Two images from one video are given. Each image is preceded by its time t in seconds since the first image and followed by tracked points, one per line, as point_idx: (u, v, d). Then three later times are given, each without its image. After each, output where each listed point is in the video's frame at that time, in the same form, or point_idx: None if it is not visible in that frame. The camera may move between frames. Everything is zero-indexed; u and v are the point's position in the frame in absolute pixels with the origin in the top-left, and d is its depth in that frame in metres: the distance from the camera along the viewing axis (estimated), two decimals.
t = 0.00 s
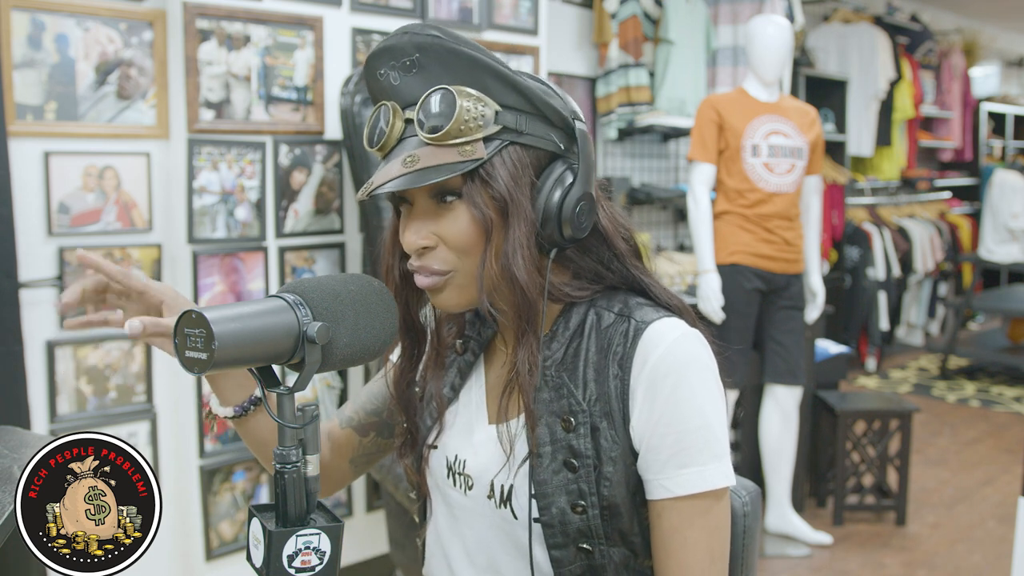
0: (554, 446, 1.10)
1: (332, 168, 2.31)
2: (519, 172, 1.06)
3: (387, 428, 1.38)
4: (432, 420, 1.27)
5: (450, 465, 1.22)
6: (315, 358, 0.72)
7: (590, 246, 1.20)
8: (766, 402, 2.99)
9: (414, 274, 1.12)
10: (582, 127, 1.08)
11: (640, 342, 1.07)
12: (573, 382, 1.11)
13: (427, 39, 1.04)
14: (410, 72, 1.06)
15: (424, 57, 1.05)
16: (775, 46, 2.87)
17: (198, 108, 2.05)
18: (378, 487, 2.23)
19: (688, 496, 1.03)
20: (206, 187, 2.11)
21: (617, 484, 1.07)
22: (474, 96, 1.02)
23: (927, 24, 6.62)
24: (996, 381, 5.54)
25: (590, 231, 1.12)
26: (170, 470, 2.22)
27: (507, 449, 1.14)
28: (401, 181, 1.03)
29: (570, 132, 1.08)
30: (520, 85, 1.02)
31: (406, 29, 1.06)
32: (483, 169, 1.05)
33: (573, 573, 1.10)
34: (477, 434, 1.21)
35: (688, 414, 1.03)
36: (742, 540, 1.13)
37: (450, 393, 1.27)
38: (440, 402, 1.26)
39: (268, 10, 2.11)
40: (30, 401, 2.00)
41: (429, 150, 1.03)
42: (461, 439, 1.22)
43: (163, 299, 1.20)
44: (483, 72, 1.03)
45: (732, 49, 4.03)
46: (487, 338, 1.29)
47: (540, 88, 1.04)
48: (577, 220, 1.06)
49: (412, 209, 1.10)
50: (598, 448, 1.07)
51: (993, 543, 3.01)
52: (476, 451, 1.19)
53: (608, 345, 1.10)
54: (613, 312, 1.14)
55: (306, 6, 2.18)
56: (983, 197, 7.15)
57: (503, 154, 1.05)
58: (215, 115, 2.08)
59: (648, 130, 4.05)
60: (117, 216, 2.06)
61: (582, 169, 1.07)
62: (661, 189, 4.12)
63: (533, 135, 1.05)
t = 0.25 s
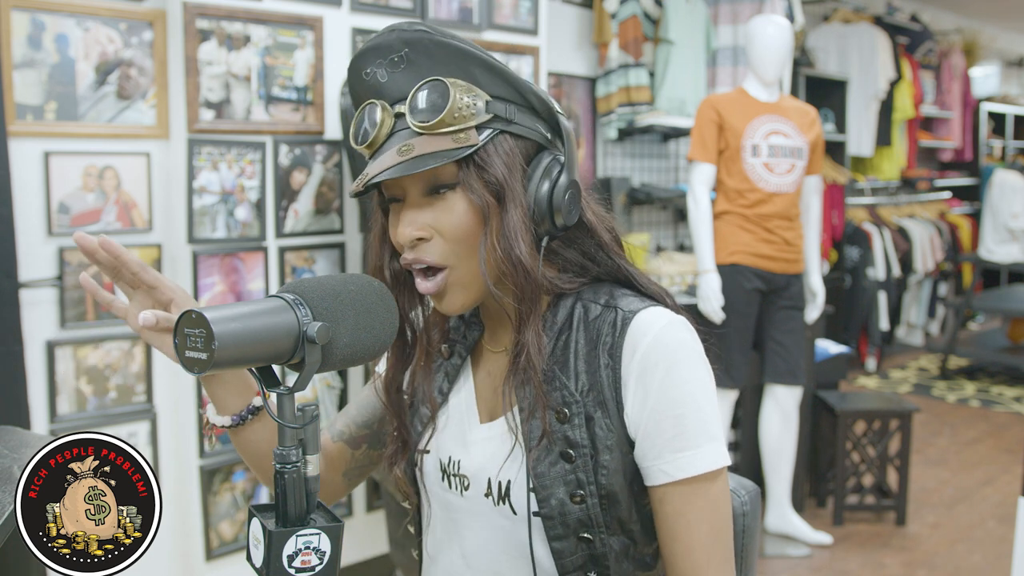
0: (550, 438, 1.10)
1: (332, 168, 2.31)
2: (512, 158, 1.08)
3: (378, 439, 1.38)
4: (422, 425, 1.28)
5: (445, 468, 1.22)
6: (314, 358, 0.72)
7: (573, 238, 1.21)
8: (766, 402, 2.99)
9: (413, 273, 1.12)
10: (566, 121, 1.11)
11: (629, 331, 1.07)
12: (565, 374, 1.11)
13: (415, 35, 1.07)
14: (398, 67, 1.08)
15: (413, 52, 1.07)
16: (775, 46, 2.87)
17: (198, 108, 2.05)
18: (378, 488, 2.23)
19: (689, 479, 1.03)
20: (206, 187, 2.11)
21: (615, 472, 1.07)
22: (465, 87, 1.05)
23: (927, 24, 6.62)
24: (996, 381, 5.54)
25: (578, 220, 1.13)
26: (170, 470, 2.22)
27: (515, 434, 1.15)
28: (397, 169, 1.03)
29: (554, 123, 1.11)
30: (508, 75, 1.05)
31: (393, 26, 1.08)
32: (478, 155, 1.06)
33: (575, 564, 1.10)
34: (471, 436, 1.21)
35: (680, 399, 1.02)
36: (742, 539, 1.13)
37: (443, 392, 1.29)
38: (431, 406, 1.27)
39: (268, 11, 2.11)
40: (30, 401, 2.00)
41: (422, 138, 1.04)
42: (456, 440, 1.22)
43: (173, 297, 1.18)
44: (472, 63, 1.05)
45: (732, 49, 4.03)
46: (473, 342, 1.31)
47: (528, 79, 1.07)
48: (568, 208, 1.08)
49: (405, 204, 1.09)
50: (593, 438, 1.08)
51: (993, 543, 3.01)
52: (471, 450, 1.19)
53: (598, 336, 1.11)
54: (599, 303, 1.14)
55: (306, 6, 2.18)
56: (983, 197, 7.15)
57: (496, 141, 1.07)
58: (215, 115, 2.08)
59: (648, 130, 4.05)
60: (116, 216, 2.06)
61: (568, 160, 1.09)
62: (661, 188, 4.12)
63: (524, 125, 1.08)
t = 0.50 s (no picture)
0: (538, 432, 1.11)
1: (333, 168, 2.31)
2: (487, 160, 1.07)
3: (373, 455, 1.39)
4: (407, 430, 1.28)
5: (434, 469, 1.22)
6: (314, 358, 0.72)
7: (552, 234, 1.21)
8: (766, 402, 2.99)
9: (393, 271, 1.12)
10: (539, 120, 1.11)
11: (612, 324, 1.08)
12: (550, 369, 1.12)
13: (387, 41, 1.08)
14: (372, 74, 1.09)
15: (386, 58, 1.08)
16: (775, 46, 2.87)
17: (198, 108, 2.05)
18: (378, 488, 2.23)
19: (683, 467, 1.03)
20: (206, 187, 2.11)
21: (605, 463, 1.06)
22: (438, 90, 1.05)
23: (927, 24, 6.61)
24: (996, 381, 5.54)
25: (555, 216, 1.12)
26: (170, 470, 2.22)
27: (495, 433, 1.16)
28: (374, 173, 1.03)
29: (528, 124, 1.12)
30: (479, 76, 1.05)
31: (366, 34, 1.10)
32: (453, 156, 1.06)
33: (568, 556, 1.10)
34: (457, 434, 1.21)
35: (667, 389, 1.03)
36: (740, 537, 1.14)
37: (423, 403, 1.27)
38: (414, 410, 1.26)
39: (268, 11, 2.11)
40: (30, 401, 2.00)
41: (398, 141, 1.03)
42: (443, 441, 1.22)
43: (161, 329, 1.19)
44: (444, 67, 1.06)
45: (732, 49, 4.03)
46: (457, 345, 1.30)
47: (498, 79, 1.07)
48: (546, 206, 1.07)
49: (384, 206, 1.09)
50: (580, 430, 1.08)
51: (993, 543, 3.01)
52: (459, 449, 1.19)
53: (581, 331, 1.11)
54: (581, 298, 1.14)
55: (306, 6, 2.18)
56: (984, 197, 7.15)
57: (471, 142, 1.07)
58: (215, 115, 2.08)
59: (648, 130, 4.05)
60: (117, 216, 2.07)
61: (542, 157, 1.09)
62: (661, 189, 4.12)
63: (498, 126, 1.08)
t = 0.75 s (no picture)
0: (529, 432, 1.11)
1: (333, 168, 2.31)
2: (481, 157, 1.08)
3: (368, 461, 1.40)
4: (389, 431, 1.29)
5: (427, 472, 1.21)
6: (314, 358, 0.72)
7: (544, 235, 1.20)
8: (766, 402, 2.99)
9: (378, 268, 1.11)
10: (536, 119, 1.10)
11: (603, 323, 1.08)
12: (541, 369, 1.12)
13: (387, 35, 1.07)
14: (371, 67, 1.09)
15: (386, 51, 1.07)
16: (775, 46, 2.87)
17: (198, 108, 2.05)
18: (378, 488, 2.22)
19: (683, 463, 1.03)
20: (206, 187, 2.11)
21: (597, 462, 1.06)
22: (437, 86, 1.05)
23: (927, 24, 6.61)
24: (996, 381, 5.54)
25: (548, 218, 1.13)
26: (170, 470, 2.22)
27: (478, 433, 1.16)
28: (369, 164, 1.03)
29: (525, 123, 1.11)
30: (478, 73, 1.05)
31: (366, 27, 1.09)
32: (447, 152, 1.06)
33: (562, 556, 1.09)
34: (447, 434, 1.21)
35: (661, 386, 1.03)
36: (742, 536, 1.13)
37: (410, 405, 1.26)
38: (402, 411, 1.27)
39: (268, 11, 2.11)
40: (30, 401, 2.00)
41: (394, 135, 1.04)
42: (433, 443, 1.22)
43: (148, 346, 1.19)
44: (443, 63, 1.05)
45: (732, 49, 4.03)
46: (446, 345, 1.30)
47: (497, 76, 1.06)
48: (537, 205, 1.07)
49: (377, 199, 1.09)
50: (572, 429, 1.08)
51: (993, 543, 3.01)
52: (449, 450, 1.19)
53: (571, 331, 1.11)
54: (570, 298, 1.14)
55: (306, 6, 2.18)
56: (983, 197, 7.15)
57: (466, 139, 1.07)
58: (215, 115, 2.08)
59: (648, 130, 4.05)
60: (117, 216, 2.07)
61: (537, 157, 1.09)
62: (661, 189, 4.12)
63: (495, 124, 1.08)
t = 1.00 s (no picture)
0: (533, 431, 1.11)
1: (332, 168, 2.31)
2: (480, 167, 1.07)
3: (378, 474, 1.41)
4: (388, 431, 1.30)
5: (428, 472, 1.21)
6: (314, 358, 0.72)
7: (544, 240, 1.21)
8: (766, 402, 2.99)
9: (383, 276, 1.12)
10: (536, 125, 1.10)
11: (606, 321, 1.08)
12: (544, 369, 1.12)
13: (388, 41, 1.06)
14: (371, 73, 1.08)
15: (386, 58, 1.07)
16: (775, 46, 2.87)
17: (198, 108, 2.05)
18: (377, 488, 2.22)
19: (687, 455, 1.04)
20: (206, 187, 2.11)
21: (601, 461, 1.07)
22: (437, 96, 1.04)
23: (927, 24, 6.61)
24: (996, 381, 5.54)
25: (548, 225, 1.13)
26: (170, 470, 2.22)
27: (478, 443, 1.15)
28: (368, 179, 1.02)
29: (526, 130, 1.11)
30: (479, 83, 1.05)
31: (366, 31, 1.08)
32: (447, 166, 1.06)
33: (567, 556, 1.10)
34: (449, 435, 1.21)
35: (665, 383, 1.04)
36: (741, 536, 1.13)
37: (408, 408, 1.27)
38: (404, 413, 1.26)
39: (268, 11, 2.12)
40: (30, 401, 2.00)
41: (394, 148, 1.03)
42: (434, 444, 1.22)
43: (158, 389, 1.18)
44: (443, 71, 1.05)
45: (732, 49, 4.03)
46: (445, 347, 1.29)
47: (497, 86, 1.06)
48: (537, 214, 1.07)
49: (375, 209, 1.10)
50: (576, 430, 1.07)
51: (993, 543, 3.01)
52: (451, 451, 1.19)
53: (574, 330, 1.11)
54: (572, 298, 1.14)
55: (306, 6, 2.18)
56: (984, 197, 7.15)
57: (466, 150, 1.07)
58: (215, 115, 2.08)
59: (648, 130, 4.05)
60: (117, 216, 2.07)
61: (537, 165, 1.09)
62: (661, 189, 4.12)
63: (494, 133, 1.08)
